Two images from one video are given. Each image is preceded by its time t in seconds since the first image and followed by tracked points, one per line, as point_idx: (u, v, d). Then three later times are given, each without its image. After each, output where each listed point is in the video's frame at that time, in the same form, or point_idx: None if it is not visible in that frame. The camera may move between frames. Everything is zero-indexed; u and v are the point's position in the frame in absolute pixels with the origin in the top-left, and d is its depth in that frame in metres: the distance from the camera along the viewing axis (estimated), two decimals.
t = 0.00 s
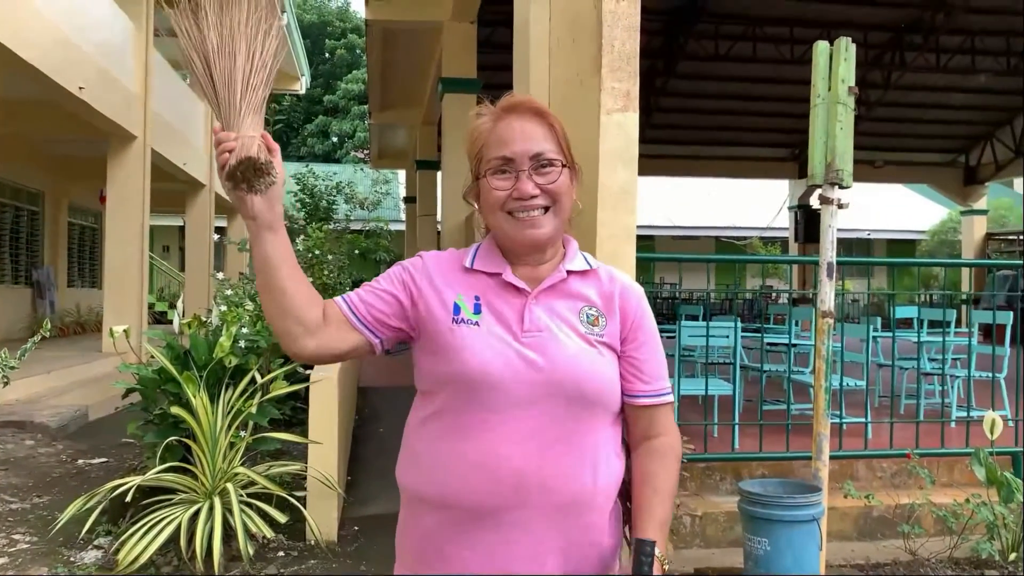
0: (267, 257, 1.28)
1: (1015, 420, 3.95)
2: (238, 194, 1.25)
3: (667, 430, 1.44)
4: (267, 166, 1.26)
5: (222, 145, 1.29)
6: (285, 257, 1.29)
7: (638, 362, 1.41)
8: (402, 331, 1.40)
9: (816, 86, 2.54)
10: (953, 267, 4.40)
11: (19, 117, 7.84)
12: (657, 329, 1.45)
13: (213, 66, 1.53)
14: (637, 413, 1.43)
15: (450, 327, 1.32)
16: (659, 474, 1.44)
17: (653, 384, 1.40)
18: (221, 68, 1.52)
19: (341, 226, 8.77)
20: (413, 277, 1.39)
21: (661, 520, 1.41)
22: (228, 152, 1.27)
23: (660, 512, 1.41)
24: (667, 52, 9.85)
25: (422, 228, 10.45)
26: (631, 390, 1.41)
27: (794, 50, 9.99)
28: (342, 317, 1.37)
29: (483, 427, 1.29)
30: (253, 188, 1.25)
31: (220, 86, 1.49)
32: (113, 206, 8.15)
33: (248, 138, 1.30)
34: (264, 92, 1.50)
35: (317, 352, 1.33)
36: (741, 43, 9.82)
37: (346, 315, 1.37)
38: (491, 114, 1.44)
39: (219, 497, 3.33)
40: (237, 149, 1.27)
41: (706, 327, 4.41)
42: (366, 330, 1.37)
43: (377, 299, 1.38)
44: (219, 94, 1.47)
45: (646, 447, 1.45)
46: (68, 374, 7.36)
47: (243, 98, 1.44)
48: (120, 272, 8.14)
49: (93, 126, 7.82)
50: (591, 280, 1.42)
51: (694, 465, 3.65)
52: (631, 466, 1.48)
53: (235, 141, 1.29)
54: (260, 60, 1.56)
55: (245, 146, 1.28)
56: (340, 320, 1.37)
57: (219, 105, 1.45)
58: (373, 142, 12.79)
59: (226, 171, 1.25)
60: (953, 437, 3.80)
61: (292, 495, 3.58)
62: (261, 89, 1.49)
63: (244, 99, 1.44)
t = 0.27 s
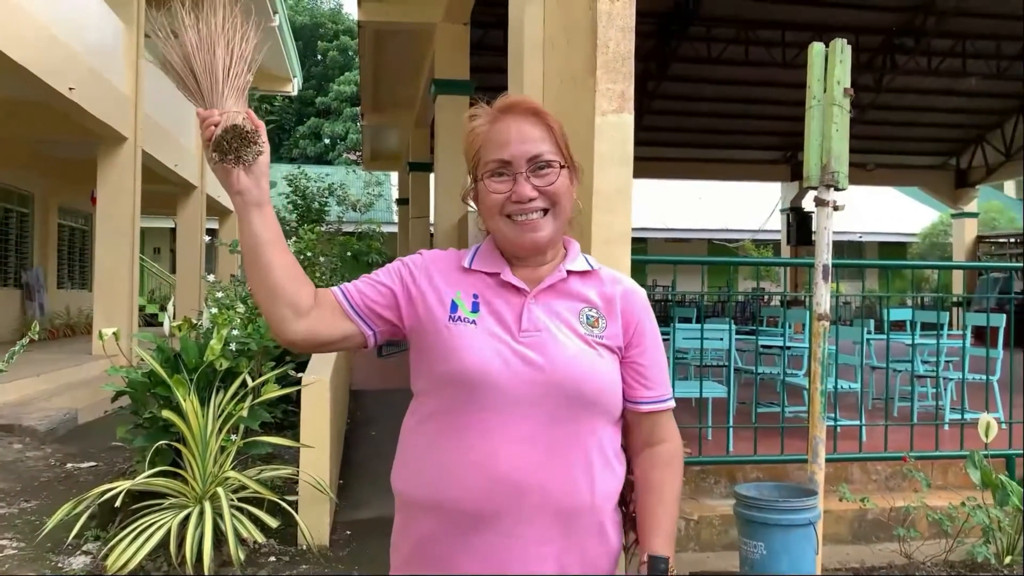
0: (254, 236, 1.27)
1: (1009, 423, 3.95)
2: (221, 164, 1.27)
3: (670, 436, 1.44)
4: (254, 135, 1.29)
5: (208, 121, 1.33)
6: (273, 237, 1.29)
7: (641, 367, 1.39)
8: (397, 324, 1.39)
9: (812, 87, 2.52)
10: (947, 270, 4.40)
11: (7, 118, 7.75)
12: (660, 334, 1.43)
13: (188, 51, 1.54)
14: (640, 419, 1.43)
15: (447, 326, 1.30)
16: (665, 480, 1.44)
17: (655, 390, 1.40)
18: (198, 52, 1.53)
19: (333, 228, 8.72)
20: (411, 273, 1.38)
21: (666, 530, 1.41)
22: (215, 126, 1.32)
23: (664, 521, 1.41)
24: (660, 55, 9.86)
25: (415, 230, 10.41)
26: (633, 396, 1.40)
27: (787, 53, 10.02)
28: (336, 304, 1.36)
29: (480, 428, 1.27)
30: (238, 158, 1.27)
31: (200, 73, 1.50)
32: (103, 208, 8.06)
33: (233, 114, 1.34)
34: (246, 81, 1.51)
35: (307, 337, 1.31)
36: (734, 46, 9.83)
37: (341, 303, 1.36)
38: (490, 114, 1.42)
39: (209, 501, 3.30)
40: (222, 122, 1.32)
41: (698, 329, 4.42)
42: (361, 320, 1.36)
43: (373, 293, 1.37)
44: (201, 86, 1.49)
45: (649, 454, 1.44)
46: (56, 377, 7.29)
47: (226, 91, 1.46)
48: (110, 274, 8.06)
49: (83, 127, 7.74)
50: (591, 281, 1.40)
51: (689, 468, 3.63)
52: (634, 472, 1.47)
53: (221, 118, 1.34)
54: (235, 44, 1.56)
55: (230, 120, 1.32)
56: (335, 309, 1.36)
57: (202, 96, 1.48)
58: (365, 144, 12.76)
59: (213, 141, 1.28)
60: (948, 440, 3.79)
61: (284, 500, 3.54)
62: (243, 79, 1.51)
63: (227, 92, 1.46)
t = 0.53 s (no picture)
0: (255, 243, 1.23)
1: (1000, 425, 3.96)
2: (225, 167, 1.21)
3: (670, 445, 1.42)
4: (259, 137, 1.24)
5: (208, 123, 1.27)
6: (273, 243, 1.25)
7: (641, 373, 1.37)
8: (395, 329, 1.36)
9: (806, 89, 2.51)
10: (939, 272, 4.41)
11: None
12: (661, 340, 1.41)
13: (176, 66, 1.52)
14: (640, 428, 1.41)
15: (443, 329, 1.27)
16: (666, 489, 1.42)
17: (655, 398, 1.37)
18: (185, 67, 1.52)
19: (324, 230, 8.67)
20: (408, 276, 1.36)
21: (668, 541, 1.38)
22: (217, 130, 1.26)
23: (667, 532, 1.39)
24: (652, 57, 9.87)
25: (406, 233, 10.37)
26: (633, 403, 1.38)
27: (778, 56, 10.04)
28: (333, 312, 1.33)
29: (475, 435, 1.25)
30: (244, 165, 1.22)
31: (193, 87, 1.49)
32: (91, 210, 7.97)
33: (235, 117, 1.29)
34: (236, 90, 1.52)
35: (305, 346, 1.28)
36: (726, 48, 9.85)
37: (337, 308, 1.33)
38: (487, 115, 1.40)
39: (199, 506, 3.25)
40: (225, 125, 1.26)
41: (693, 331, 4.40)
42: (358, 327, 1.34)
43: (370, 297, 1.34)
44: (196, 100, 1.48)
45: (649, 463, 1.42)
46: (44, 381, 7.20)
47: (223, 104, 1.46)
48: (99, 276, 7.97)
49: (71, 128, 7.65)
50: (591, 284, 1.38)
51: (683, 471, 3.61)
52: (635, 481, 1.45)
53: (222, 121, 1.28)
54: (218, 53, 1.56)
55: (233, 122, 1.27)
56: (332, 316, 1.33)
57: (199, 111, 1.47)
58: (357, 146, 12.72)
59: (217, 143, 1.23)
60: (941, 442, 3.79)
61: (274, 504, 3.50)
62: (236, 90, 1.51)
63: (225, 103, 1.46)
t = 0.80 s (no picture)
0: (252, 248, 1.22)
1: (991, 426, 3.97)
2: (226, 172, 1.22)
3: (668, 449, 1.40)
4: (260, 142, 1.25)
5: (207, 132, 1.26)
6: (270, 249, 1.24)
7: (640, 377, 1.35)
8: (391, 333, 1.34)
9: (799, 90, 2.50)
10: (930, 273, 4.42)
11: None
12: (661, 342, 1.39)
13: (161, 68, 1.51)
14: (639, 432, 1.39)
15: (439, 331, 1.25)
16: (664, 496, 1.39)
17: (654, 402, 1.36)
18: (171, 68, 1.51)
19: (315, 231, 8.62)
20: (404, 279, 1.33)
21: (667, 547, 1.36)
22: (216, 136, 1.26)
23: (667, 538, 1.37)
24: (644, 58, 9.89)
25: (398, 234, 10.33)
26: (632, 407, 1.36)
27: (769, 58, 10.08)
28: (328, 318, 1.31)
29: (472, 437, 1.22)
30: (246, 168, 1.22)
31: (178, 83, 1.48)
32: (80, 211, 7.89)
33: (235, 124, 1.29)
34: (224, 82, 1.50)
35: (301, 353, 1.26)
36: (717, 50, 9.88)
37: (332, 314, 1.31)
38: (482, 114, 1.37)
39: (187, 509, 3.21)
40: (224, 132, 1.26)
41: (686, 333, 4.39)
42: (354, 332, 1.31)
43: (365, 300, 1.32)
44: (183, 94, 1.46)
45: (648, 468, 1.40)
46: (31, 382, 7.13)
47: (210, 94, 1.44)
48: (87, 277, 7.89)
49: (60, 128, 7.57)
50: (590, 287, 1.36)
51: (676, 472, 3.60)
52: (632, 486, 1.43)
53: (221, 127, 1.28)
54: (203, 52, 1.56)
55: (232, 129, 1.27)
56: (327, 321, 1.30)
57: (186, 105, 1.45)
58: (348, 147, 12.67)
59: (219, 152, 1.23)
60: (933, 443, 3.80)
61: (263, 507, 3.46)
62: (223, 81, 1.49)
63: (212, 93, 1.44)
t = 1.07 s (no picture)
0: (245, 250, 1.19)
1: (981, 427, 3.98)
2: (224, 180, 1.19)
3: (665, 453, 1.38)
4: (257, 151, 1.22)
5: (202, 136, 1.22)
6: (264, 250, 1.21)
7: (638, 379, 1.34)
8: (386, 335, 1.31)
9: (791, 91, 2.49)
10: (919, 274, 4.42)
11: None
12: (658, 345, 1.38)
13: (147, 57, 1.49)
14: (636, 436, 1.38)
15: (434, 334, 1.23)
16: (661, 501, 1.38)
17: (651, 405, 1.35)
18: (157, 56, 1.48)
19: (305, 232, 8.57)
20: (399, 280, 1.31)
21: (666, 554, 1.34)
22: (211, 141, 1.22)
23: (666, 544, 1.35)
24: (635, 60, 9.90)
25: (388, 235, 10.29)
26: (628, 410, 1.35)
27: (759, 60, 10.11)
28: (322, 321, 1.28)
29: (468, 439, 1.20)
30: (242, 176, 1.20)
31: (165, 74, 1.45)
32: (66, 212, 7.78)
33: (230, 127, 1.26)
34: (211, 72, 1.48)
35: (294, 358, 1.24)
36: (707, 52, 9.90)
37: (325, 316, 1.29)
38: (478, 113, 1.35)
39: (174, 513, 3.17)
40: (220, 139, 1.22)
41: (677, 335, 4.38)
42: (348, 334, 1.29)
43: (359, 302, 1.30)
44: (170, 86, 1.44)
45: (646, 472, 1.39)
46: (16, 385, 7.04)
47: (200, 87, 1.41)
48: (74, 278, 7.81)
49: (47, 128, 7.47)
50: (587, 288, 1.35)
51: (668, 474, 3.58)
52: (628, 490, 1.41)
53: (215, 130, 1.25)
54: (189, 39, 1.53)
55: (229, 135, 1.24)
56: (321, 325, 1.28)
57: (174, 97, 1.43)
58: (338, 148, 12.60)
59: (216, 161, 1.20)
60: (925, 444, 3.79)
61: (252, 511, 3.42)
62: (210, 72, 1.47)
63: (202, 86, 1.42)
